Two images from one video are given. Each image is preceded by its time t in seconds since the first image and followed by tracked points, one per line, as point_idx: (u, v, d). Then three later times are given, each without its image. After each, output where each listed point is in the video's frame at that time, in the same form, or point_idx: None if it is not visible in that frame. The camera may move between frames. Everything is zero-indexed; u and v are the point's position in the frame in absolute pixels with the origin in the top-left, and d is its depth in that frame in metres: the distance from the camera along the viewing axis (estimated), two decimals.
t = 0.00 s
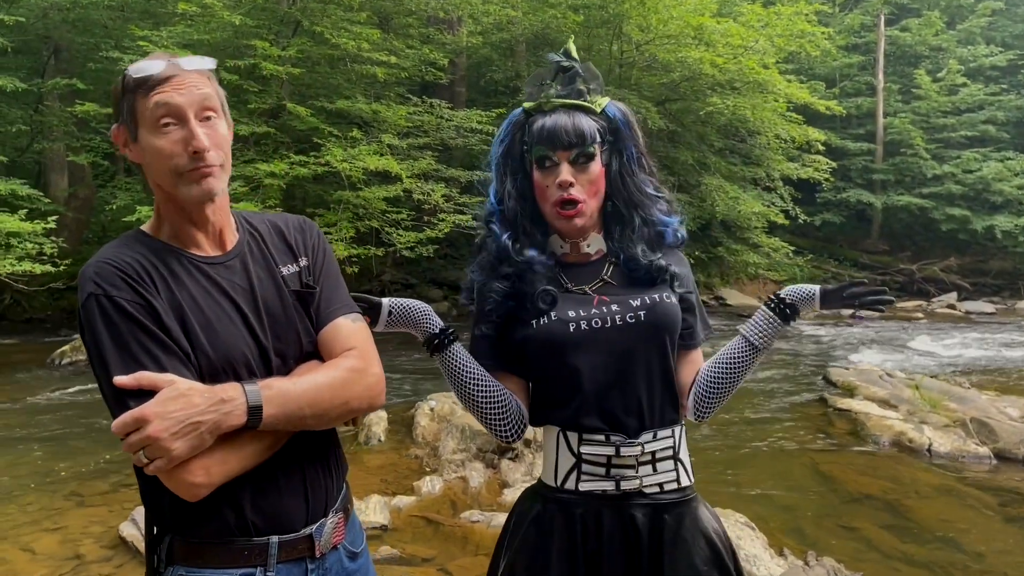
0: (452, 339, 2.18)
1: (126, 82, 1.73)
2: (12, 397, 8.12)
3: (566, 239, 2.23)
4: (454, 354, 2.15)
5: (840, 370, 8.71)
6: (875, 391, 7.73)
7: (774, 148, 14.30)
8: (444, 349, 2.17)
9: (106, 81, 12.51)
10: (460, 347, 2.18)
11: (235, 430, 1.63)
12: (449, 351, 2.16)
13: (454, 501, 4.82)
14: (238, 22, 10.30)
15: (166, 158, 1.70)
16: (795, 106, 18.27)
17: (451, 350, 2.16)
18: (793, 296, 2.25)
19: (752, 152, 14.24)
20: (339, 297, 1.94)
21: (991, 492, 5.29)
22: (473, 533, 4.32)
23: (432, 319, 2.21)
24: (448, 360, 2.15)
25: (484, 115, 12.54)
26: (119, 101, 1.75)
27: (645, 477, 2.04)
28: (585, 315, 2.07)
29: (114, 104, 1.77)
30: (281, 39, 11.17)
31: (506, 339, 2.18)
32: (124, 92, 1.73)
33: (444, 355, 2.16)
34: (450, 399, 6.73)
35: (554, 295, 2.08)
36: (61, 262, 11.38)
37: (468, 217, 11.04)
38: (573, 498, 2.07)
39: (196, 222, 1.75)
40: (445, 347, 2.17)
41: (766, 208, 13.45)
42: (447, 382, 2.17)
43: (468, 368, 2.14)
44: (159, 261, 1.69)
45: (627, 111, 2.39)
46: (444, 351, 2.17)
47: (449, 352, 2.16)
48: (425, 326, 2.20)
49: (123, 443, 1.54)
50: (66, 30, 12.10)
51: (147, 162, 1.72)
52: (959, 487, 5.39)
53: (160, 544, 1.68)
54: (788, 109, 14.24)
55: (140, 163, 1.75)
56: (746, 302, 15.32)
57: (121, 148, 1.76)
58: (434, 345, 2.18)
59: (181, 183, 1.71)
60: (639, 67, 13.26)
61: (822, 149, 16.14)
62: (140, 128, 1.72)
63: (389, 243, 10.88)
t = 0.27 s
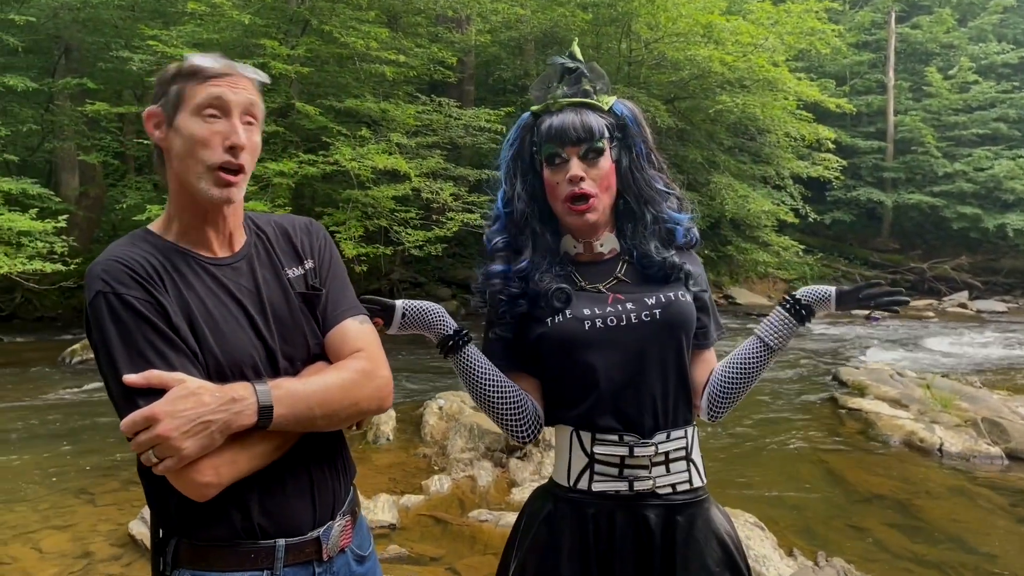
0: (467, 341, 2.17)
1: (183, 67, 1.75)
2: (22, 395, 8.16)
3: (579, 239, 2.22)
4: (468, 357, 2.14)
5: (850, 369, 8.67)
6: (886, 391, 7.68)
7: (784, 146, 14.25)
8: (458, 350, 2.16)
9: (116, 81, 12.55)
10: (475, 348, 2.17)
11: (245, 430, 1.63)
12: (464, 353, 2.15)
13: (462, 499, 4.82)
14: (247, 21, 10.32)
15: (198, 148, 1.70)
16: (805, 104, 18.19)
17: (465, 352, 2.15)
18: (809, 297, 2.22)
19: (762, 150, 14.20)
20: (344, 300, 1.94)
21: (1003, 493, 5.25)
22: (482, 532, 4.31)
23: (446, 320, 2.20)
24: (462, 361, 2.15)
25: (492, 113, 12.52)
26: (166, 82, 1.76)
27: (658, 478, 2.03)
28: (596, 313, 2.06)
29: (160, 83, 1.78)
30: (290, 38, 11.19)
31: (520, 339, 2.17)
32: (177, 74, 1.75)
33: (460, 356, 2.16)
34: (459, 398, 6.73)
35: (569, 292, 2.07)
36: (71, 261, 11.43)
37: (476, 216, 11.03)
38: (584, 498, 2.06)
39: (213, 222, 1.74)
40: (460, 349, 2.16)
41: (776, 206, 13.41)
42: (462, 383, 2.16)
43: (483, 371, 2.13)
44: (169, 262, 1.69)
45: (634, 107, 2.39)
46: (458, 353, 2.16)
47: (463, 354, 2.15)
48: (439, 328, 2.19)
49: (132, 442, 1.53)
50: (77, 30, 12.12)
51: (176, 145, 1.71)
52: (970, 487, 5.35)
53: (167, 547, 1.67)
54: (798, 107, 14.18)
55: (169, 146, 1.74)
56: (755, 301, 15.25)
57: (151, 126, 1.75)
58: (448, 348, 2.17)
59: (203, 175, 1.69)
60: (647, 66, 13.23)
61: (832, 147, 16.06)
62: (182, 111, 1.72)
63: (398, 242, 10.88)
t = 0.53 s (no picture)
0: (476, 342, 2.17)
1: (218, 66, 1.76)
2: (31, 394, 8.20)
3: (590, 238, 2.21)
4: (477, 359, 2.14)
5: (858, 369, 8.64)
6: (894, 391, 7.66)
7: (792, 146, 14.20)
8: (467, 351, 2.15)
9: (124, 81, 12.59)
10: (484, 349, 2.17)
11: (258, 433, 1.63)
12: (473, 354, 2.15)
13: (469, 499, 4.82)
14: (255, 20, 10.34)
15: (220, 146, 1.70)
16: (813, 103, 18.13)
17: (474, 353, 2.14)
18: (820, 297, 2.22)
19: (770, 150, 14.14)
20: (357, 303, 1.94)
21: (1013, 494, 5.22)
22: (489, 532, 4.31)
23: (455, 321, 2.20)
24: (471, 362, 2.14)
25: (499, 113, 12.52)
26: (197, 79, 1.77)
27: (665, 478, 2.02)
28: (607, 313, 2.05)
29: (190, 81, 1.78)
30: (297, 38, 11.21)
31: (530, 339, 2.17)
32: (209, 72, 1.76)
33: (469, 357, 2.15)
34: (466, 398, 6.73)
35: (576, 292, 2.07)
36: (80, 261, 11.48)
37: (484, 216, 11.04)
38: (591, 497, 2.05)
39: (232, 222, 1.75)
40: (469, 350, 2.15)
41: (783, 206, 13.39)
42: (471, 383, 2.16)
43: (491, 373, 2.13)
44: (185, 261, 1.69)
45: (646, 110, 2.39)
46: (468, 354, 2.15)
47: (472, 354, 2.14)
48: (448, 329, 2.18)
49: (145, 442, 1.52)
50: (86, 30, 12.15)
51: (199, 141, 1.72)
52: (980, 488, 5.32)
53: (175, 547, 1.67)
54: (806, 106, 14.13)
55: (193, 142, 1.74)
56: (763, 300, 15.22)
57: (179, 122, 1.76)
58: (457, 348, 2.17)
59: (223, 172, 1.70)
60: (655, 65, 13.21)
61: (841, 146, 16.01)
62: (208, 108, 1.72)
63: (405, 241, 10.89)
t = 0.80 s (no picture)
0: (479, 340, 2.17)
1: (217, 65, 1.74)
2: (38, 394, 8.22)
3: (595, 240, 2.20)
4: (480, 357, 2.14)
5: (864, 369, 8.61)
6: (900, 391, 7.63)
7: (798, 145, 14.16)
8: (469, 349, 2.15)
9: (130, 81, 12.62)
10: (489, 349, 2.16)
11: (266, 433, 1.63)
12: (477, 353, 2.15)
13: (474, 499, 4.82)
14: (260, 20, 10.36)
15: (230, 146, 1.70)
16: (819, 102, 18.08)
17: (478, 352, 2.15)
18: (826, 297, 2.20)
19: (776, 149, 14.10)
20: (365, 304, 1.94)
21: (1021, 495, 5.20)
22: (494, 532, 4.31)
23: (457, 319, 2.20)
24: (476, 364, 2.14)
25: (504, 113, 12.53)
26: (200, 80, 1.76)
27: (670, 478, 2.02)
28: (611, 312, 2.05)
29: (193, 81, 1.78)
30: (303, 38, 11.23)
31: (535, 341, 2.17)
32: (212, 72, 1.75)
33: (473, 357, 2.15)
34: (471, 398, 6.73)
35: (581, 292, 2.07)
36: (86, 261, 11.52)
37: (488, 216, 11.03)
38: (596, 497, 2.05)
39: (238, 222, 1.75)
40: (472, 348, 2.15)
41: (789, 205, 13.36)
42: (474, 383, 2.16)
43: (495, 372, 2.13)
44: (194, 261, 1.69)
45: (651, 111, 2.37)
46: (471, 353, 2.15)
47: (475, 352, 2.15)
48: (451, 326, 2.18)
49: (154, 442, 1.53)
50: (92, 31, 12.17)
51: (207, 144, 1.72)
52: (987, 489, 5.31)
53: (182, 547, 1.67)
54: (812, 105, 14.10)
55: (200, 144, 1.74)
56: (769, 301, 15.19)
57: (184, 124, 1.76)
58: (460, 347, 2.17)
59: (234, 172, 1.70)
60: (660, 65, 13.21)
61: (847, 145, 15.96)
62: (214, 108, 1.72)
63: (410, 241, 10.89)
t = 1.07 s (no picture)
0: (477, 298, 2.25)
1: (239, 65, 1.72)
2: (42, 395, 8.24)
3: (639, 230, 2.10)
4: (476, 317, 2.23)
5: (869, 371, 8.59)
6: (905, 393, 7.60)
7: (802, 146, 14.14)
8: (466, 307, 2.24)
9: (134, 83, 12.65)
10: (485, 308, 2.25)
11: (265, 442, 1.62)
12: (473, 311, 2.24)
13: (477, 501, 4.80)
14: (263, 21, 10.38)
15: (270, 149, 1.71)
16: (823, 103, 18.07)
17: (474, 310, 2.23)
18: (832, 256, 2.07)
19: (780, 150, 14.08)
20: (361, 307, 1.94)
21: None
22: (497, 534, 4.30)
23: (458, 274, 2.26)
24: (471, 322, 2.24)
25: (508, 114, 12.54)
26: (212, 78, 1.70)
27: (652, 482, 1.98)
28: (634, 305, 1.97)
29: (197, 78, 1.70)
30: (306, 39, 11.25)
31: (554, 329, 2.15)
32: (231, 71, 1.70)
33: (469, 314, 2.24)
34: (474, 399, 6.72)
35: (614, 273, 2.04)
36: (91, 262, 11.55)
37: (492, 217, 11.04)
38: (575, 491, 2.03)
39: (238, 227, 1.73)
40: (469, 306, 2.24)
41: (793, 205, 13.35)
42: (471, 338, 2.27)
43: (490, 331, 2.22)
44: (190, 266, 1.67)
45: (700, 102, 2.26)
46: (468, 309, 2.24)
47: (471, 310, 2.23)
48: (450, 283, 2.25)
49: (151, 452, 1.51)
50: (96, 32, 12.20)
51: (245, 148, 1.69)
52: (992, 491, 5.28)
53: (177, 553, 1.66)
54: (816, 106, 14.08)
55: (227, 149, 1.69)
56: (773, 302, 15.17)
57: (204, 128, 1.68)
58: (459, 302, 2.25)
59: (279, 173, 1.73)
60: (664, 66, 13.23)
61: (851, 146, 15.94)
62: (246, 110, 1.70)
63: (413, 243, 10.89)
